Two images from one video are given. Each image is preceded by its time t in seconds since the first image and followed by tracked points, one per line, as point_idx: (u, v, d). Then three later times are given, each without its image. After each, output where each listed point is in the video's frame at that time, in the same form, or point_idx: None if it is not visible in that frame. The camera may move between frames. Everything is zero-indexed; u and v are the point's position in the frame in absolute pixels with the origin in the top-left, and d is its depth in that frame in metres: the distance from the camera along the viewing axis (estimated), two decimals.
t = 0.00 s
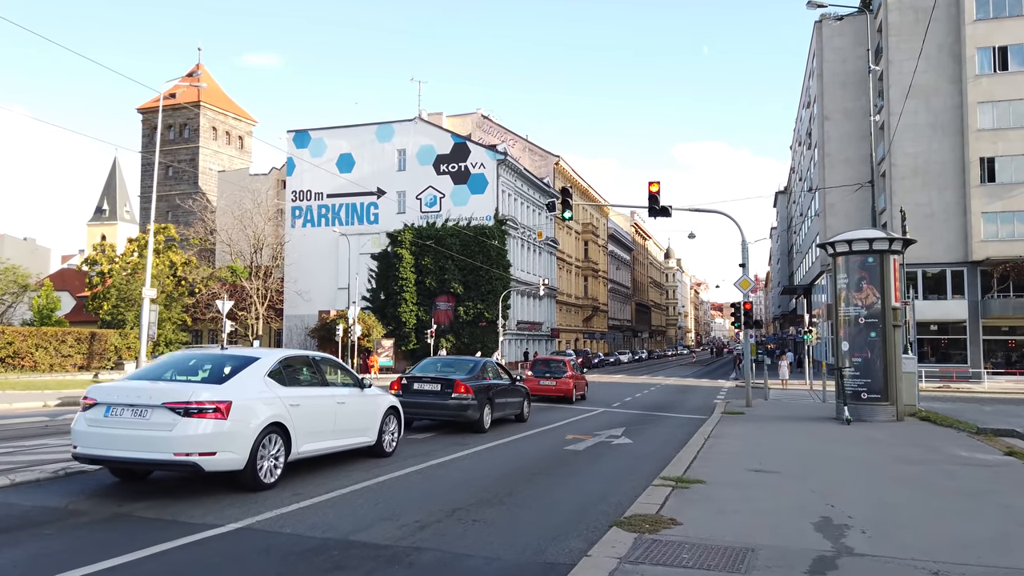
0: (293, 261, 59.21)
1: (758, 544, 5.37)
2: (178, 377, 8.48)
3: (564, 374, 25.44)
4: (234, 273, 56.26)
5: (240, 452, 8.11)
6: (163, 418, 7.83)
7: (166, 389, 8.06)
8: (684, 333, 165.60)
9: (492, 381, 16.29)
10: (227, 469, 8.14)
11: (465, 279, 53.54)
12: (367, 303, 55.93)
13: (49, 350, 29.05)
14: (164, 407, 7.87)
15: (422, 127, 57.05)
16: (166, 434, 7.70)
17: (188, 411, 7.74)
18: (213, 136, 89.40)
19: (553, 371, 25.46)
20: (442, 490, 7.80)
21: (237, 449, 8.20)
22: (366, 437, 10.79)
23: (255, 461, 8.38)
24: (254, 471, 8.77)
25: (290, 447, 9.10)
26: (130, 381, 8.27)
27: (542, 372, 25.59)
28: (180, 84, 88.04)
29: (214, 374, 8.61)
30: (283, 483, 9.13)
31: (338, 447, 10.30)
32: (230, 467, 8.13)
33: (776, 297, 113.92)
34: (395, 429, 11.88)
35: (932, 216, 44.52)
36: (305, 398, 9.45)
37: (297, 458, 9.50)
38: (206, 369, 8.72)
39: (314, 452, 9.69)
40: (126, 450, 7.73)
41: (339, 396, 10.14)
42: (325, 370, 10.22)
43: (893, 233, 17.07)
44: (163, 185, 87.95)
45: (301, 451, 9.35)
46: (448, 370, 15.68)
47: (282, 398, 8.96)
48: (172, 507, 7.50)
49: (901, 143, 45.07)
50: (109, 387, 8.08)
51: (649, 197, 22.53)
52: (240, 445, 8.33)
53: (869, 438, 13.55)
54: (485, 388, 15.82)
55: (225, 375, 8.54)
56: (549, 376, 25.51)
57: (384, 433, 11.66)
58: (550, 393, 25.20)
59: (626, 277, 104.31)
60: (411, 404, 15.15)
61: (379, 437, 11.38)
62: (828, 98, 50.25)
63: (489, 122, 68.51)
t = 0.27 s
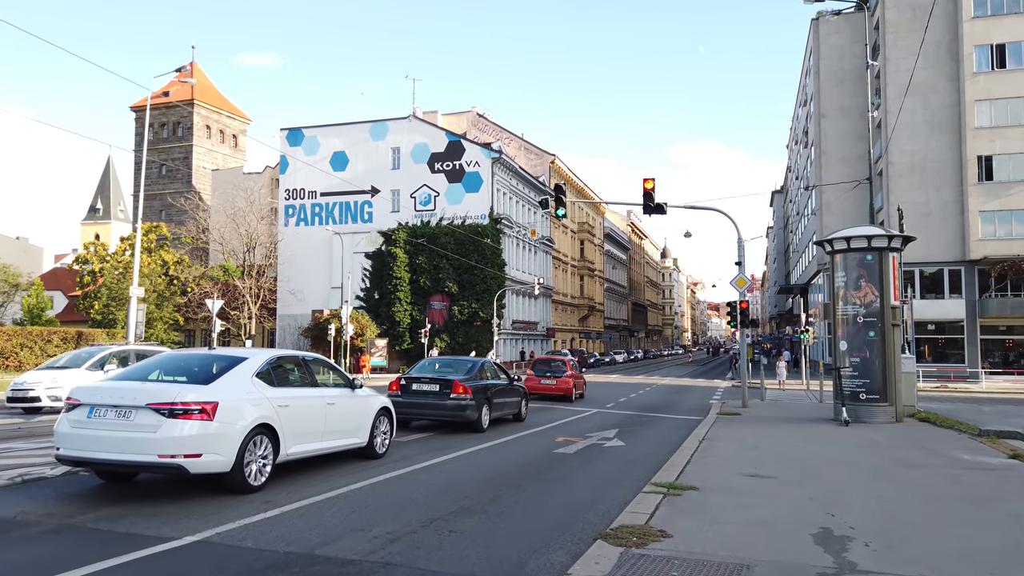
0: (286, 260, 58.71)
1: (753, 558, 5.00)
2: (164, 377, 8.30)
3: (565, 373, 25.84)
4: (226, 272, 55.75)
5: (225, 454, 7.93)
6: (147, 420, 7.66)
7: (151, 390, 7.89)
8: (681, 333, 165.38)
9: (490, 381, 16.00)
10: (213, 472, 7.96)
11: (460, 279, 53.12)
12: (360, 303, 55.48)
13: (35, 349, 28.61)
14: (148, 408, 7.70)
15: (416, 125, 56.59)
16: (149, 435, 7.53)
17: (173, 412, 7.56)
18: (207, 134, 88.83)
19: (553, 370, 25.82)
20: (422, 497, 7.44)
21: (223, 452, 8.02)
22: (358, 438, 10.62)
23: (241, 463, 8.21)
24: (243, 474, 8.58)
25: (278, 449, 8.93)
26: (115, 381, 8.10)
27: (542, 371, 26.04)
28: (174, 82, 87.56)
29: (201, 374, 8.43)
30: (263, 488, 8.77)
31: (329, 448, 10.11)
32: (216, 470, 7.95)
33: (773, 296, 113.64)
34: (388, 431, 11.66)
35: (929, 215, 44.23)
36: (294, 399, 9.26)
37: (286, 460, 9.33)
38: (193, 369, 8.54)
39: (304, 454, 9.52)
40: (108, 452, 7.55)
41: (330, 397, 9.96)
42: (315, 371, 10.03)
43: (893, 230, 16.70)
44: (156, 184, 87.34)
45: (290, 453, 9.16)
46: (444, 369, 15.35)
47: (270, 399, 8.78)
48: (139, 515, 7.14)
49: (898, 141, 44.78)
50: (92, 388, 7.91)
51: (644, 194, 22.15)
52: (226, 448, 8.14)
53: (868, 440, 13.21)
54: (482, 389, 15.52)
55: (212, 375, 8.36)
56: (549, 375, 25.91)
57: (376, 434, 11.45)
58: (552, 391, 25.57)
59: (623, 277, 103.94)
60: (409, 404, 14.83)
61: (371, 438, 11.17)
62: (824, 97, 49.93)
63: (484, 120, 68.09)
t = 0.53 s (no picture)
0: (278, 260, 58.23)
1: None
2: (157, 379, 8.23)
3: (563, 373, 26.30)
4: (217, 273, 55.27)
5: (220, 456, 7.86)
6: (140, 422, 7.58)
7: (145, 392, 7.82)
8: (676, 334, 165.23)
9: (490, 381, 16.11)
10: (207, 474, 7.89)
11: (453, 279, 52.70)
12: (353, 303, 55.03)
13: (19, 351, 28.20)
14: (142, 410, 7.62)
15: (409, 124, 56.15)
16: (144, 437, 7.46)
17: (167, 414, 7.50)
18: (199, 134, 88.30)
19: (553, 370, 26.35)
20: (399, 507, 7.02)
21: (218, 454, 7.95)
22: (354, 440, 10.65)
23: (236, 465, 8.17)
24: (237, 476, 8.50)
25: (273, 451, 8.86)
26: (109, 384, 8.02)
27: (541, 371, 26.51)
28: (167, 82, 87.26)
29: (195, 375, 8.35)
30: (240, 495, 8.41)
31: (323, 450, 10.03)
32: (210, 472, 7.88)
33: (768, 297, 113.47)
34: (383, 432, 11.57)
35: (925, 215, 43.99)
36: (289, 400, 9.19)
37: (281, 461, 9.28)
38: (186, 370, 8.45)
39: (299, 455, 9.44)
40: (101, 454, 7.47)
41: (325, 398, 9.88)
42: (309, 373, 9.96)
43: (891, 228, 16.34)
44: (148, 183, 86.74)
45: (285, 454, 9.10)
46: (445, 369, 15.35)
47: (264, 401, 8.71)
48: (105, 524, 6.79)
49: (894, 140, 44.55)
50: (86, 390, 7.83)
51: (637, 192, 21.78)
52: (220, 450, 8.07)
53: (867, 442, 12.86)
54: (483, 389, 15.69)
55: (206, 377, 8.27)
56: (548, 375, 26.34)
57: (371, 435, 11.36)
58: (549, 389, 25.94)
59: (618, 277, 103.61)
60: (412, 405, 15.05)
61: (365, 439, 11.08)
62: (820, 96, 49.66)
63: (479, 120, 67.72)
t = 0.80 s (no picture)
0: (274, 260, 57.79)
1: None
2: (165, 377, 8.26)
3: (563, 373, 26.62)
4: (211, 272, 54.85)
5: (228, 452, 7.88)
6: (150, 418, 7.62)
7: (155, 389, 7.86)
8: (675, 334, 164.78)
9: (495, 379, 16.40)
10: (215, 470, 7.93)
11: (450, 278, 52.32)
12: (349, 302, 54.60)
13: (7, 350, 27.77)
14: (151, 406, 7.66)
15: (406, 122, 55.74)
16: (153, 433, 7.51)
17: (176, 411, 7.54)
18: (195, 132, 87.80)
19: (554, 370, 26.67)
20: (382, 513, 6.68)
21: (225, 451, 7.98)
22: (360, 439, 10.65)
23: (244, 462, 8.18)
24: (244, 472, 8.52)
25: (279, 448, 8.88)
26: (119, 381, 8.06)
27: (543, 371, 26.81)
28: (163, 80, 86.92)
29: (203, 373, 8.37)
30: (216, 498, 8.06)
31: (329, 447, 10.03)
32: (219, 468, 7.91)
33: (767, 297, 113.07)
34: (388, 430, 11.57)
35: (925, 214, 43.65)
36: (295, 399, 9.21)
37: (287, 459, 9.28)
38: (194, 369, 8.47)
39: (305, 452, 9.45)
40: (111, 450, 7.52)
41: (331, 397, 9.89)
42: (315, 370, 9.96)
43: (893, 225, 15.97)
44: (144, 182, 86.32)
45: (291, 452, 9.11)
46: (457, 371, 15.61)
47: (271, 399, 8.73)
48: (80, 528, 6.53)
49: (894, 139, 44.22)
50: (96, 387, 7.88)
51: (635, 188, 21.37)
52: (228, 447, 8.10)
53: (869, 444, 12.50)
54: (489, 388, 15.92)
55: (214, 374, 8.31)
56: (549, 374, 26.48)
57: (375, 433, 11.35)
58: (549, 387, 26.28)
59: (616, 277, 103.19)
60: (420, 402, 15.25)
61: (369, 438, 11.05)
62: (819, 95, 49.30)
63: (476, 118, 67.36)
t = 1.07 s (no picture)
0: (268, 261, 57.34)
1: None
2: (176, 377, 8.35)
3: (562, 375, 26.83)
4: (205, 273, 54.34)
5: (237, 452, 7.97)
6: (160, 419, 7.71)
7: (166, 389, 7.95)
8: (672, 336, 164.47)
9: (501, 381, 16.77)
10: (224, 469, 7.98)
11: (446, 280, 51.90)
12: (344, 304, 54.16)
13: None
14: (162, 407, 7.75)
15: (402, 123, 55.36)
16: (163, 433, 7.59)
17: (186, 412, 7.62)
18: (191, 134, 87.35)
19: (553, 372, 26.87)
20: (357, 528, 6.23)
21: (233, 449, 8.04)
22: (365, 440, 10.74)
23: (252, 461, 8.27)
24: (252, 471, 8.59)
25: (286, 448, 8.95)
26: (131, 381, 8.16)
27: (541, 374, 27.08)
28: (158, 81, 86.62)
29: (211, 374, 8.43)
30: (189, 505, 7.69)
31: (334, 447, 10.08)
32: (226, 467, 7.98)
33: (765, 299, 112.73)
34: (391, 430, 11.58)
35: (924, 215, 43.33)
36: (302, 400, 9.30)
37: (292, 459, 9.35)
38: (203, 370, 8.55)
39: (310, 453, 9.50)
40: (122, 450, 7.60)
41: (337, 399, 9.98)
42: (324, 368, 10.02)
43: (895, 223, 15.59)
44: (139, 183, 85.82)
45: (298, 452, 9.20)
46: (463, 372, 16.00)
47: (278, 399, 8.80)
48: (36, 542, 6.15)
49: (893, 139, 43.91)
50: (107, 387, 7.97)
51: (630, 187, 20.97)
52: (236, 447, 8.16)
53: (871, 449, 12.10)
54: (495, 389, 16.36)
55: (223, 375, 8.37)
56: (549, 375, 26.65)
57: (378, 434, 11.37)
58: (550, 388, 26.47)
59: (614, 279, 102.78)
60: (428, 403, 15.69)
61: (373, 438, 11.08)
62: (817, 95, 48.97)
63: (473, 120, 67.05)
